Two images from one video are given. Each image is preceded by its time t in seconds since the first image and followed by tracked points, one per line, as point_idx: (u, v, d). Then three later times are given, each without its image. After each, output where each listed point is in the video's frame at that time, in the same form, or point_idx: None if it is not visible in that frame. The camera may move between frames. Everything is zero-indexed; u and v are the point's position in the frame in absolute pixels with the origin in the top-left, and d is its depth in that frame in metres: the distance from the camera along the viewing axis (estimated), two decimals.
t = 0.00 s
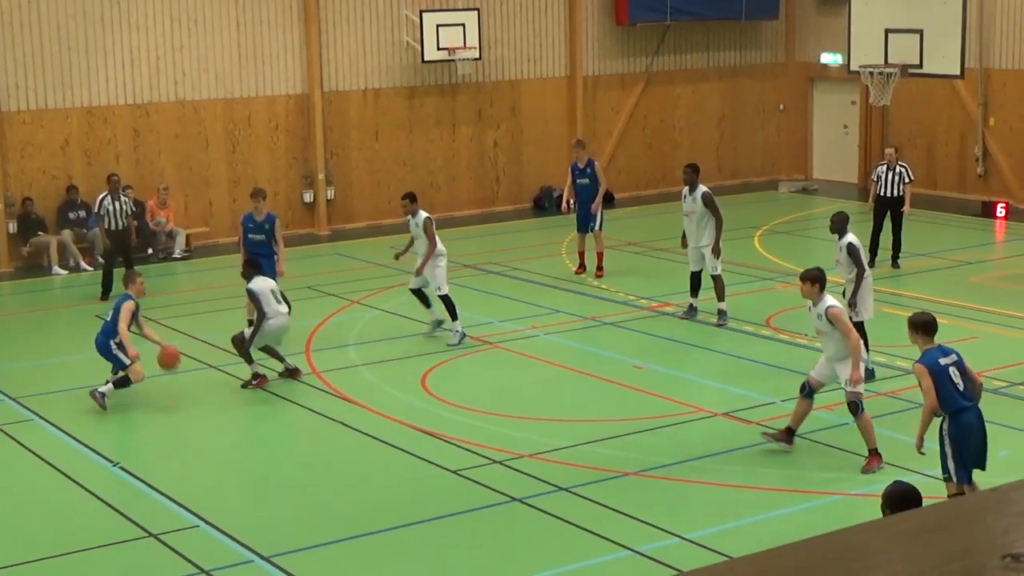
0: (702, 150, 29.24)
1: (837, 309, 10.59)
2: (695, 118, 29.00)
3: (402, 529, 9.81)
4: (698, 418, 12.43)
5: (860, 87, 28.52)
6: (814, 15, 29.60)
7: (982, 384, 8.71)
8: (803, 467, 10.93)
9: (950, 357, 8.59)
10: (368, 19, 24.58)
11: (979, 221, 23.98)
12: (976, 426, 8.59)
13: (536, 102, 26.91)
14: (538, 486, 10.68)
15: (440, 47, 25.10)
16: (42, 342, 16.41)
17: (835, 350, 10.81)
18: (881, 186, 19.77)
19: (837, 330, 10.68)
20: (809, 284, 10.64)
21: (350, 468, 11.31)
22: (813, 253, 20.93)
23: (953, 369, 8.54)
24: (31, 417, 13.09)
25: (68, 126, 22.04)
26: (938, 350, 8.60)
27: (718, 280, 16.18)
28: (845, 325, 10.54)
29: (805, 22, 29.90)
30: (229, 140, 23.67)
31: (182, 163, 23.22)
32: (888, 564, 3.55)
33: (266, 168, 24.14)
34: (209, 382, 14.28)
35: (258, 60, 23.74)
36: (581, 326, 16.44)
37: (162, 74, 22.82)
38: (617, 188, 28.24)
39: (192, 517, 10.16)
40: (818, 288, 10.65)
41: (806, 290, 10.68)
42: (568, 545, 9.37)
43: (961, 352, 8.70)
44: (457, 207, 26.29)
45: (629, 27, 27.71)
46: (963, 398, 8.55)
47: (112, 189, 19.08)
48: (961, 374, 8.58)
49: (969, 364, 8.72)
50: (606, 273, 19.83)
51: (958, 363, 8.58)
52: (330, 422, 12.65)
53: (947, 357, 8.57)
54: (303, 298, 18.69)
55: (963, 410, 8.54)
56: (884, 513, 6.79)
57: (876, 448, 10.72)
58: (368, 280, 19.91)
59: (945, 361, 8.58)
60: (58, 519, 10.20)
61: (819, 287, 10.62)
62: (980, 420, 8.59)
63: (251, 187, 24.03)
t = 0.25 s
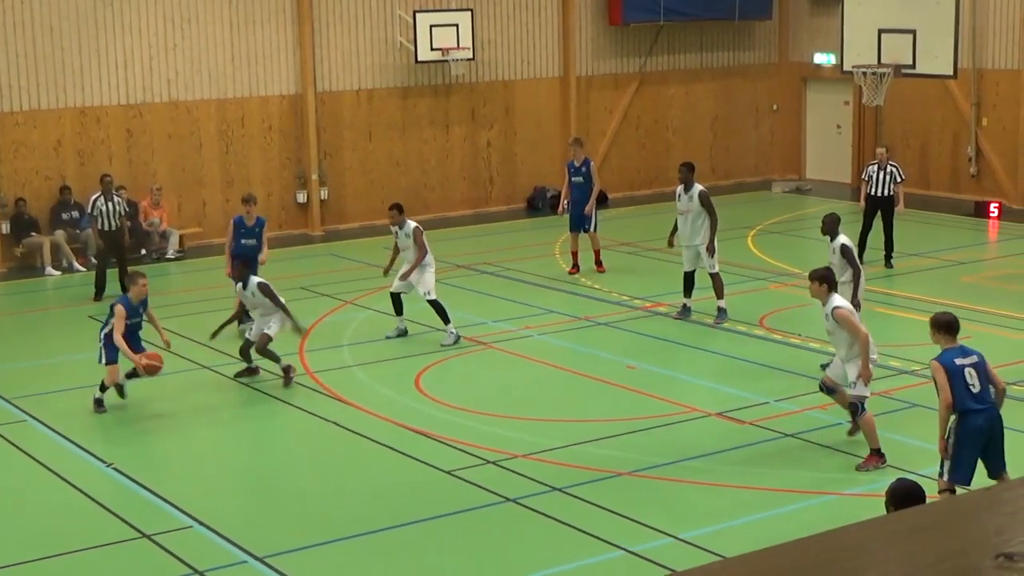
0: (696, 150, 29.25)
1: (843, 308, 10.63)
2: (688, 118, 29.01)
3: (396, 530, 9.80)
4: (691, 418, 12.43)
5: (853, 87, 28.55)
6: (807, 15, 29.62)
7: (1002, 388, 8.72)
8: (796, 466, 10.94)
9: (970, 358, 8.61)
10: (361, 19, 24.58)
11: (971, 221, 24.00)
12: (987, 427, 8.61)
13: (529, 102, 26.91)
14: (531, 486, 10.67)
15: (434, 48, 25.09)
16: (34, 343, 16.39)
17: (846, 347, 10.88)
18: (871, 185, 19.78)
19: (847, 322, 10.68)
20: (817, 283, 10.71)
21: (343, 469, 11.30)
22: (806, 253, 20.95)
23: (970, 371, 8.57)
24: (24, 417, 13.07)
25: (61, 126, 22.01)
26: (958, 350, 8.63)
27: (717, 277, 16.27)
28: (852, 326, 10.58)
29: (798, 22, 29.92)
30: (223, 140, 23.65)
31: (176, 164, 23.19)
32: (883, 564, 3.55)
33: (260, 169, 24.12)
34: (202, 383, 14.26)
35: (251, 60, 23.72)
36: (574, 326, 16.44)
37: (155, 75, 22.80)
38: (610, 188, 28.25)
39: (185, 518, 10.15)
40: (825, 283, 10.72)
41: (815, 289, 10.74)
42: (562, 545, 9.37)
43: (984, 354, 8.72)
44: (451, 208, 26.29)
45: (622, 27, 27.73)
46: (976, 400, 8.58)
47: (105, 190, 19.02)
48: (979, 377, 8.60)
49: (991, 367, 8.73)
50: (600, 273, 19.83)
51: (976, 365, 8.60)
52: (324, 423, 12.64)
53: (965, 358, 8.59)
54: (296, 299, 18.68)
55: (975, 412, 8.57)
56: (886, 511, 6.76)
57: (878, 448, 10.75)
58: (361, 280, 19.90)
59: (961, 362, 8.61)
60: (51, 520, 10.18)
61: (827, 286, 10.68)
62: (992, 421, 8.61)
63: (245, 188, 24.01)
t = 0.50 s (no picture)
0: (690, 151, 29.26)
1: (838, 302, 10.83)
2: (682, 119, 29.02)
3: (390, 530, 9.80)
4: (685, 418, 12.44)
5: (847, 88, 28.59)
6: (800, 16, 29.65)
7: None
8: (790, 466, 10.95)
9: (1005, 360, 8.69)
10: (355, 19, 24.58)
11: (964, 220, 24.03)
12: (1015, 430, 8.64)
13: (523, 103, 26.92)
14: (525, 487, 10.68)
15: (427, 48, 25.08)
16: (28, 344, 16.37)
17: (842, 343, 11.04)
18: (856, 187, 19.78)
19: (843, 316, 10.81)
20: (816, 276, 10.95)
21: (338, 469, 11.29)
22: (799, 254, 20.98)
23: (1005, 371, 8.64)
24: (18, 419, 13.06)
25: (54, 127, 21.98)
26: (994, 351, 8.72)
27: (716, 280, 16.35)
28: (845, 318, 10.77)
29: (791, 22, 29.95)
30: (216, 141, 23.63)
31: (169, 165, 23.17)
32: (878, 564, 3.55)
33: (253, 169, 24.10)
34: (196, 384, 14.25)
35: (244, 61, 23.71)
36: (568, 326, 16.45)
37: (148, 75, 22.78)
38: (603, 188, 28.25)
39: (180, 519, 10.14)
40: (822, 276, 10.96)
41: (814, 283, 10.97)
42: (557, 545, 9.37)
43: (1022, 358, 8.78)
44: (445, 208, 26.28)
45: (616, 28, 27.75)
46: (1008, 400, 8.64)
47: (96, 191, 18.86)
48: (1014, 378, 8.66)
49: None
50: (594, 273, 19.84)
51: (1012, 367, 8.67)
52: (318, 423, 12.64)
53: (1000, 359, 8.67)
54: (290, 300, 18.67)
55: (1006, 412, 8.63)
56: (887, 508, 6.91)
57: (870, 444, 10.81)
58: (355, 281, 19.89)
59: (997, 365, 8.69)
60: (45, 522, 10.17)
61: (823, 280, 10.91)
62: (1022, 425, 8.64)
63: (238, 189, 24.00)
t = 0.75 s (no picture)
0: (685, 151, 29.28)
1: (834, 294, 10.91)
2: (677, 119, 29.03)
3: (386, 531, 9.80)
4: (681, 418, 12.45)
5: (842, 88, 28.61)
6: (796, 16, 29.67)
7: None
8: (785, 467, 10.96)
9: None
10: (351, 20, 24.58)
11: (959, 221, 24.06)
12: None
13: (519, 103, 26.92)
14: (521, 487, 10.68)
15: (423, 49, 25.07)
16: (23, 345, 16.36)
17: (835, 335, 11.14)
18: (847, 187, 19.81)
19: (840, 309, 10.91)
20: (811, 269, 10.99)
21: (334, 470, 11.29)
22: (794, 254, 21.00)
23: None
24: (13, 420, 13.04)
25: (49, 128, 21.97)
26: (1015, 340, 8.70)
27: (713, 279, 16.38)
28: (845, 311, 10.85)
29: (786, 23, 29.96)
30: (212, 142, 23.62)
31: (165, 166, 23.16)
32: (872, 565, 3.55)
33: (248, 170, 24.09)
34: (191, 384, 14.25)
35: (239, 62, 23.70)
36: (563, 326, 16.46)
37: (144, 76, 22.76)
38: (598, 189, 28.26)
39: (176, 520, 10.13)
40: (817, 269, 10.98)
41: (809, 276, 11.02)
42: (552, 545, 9.38)
43: None
44: (440, 209, 26.28)
45: (611, 29, 27.76)
46: None
47: (86, 195, 18.88)
48: None
49: None
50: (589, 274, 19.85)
51: None
52: (314, 424, 12.64)
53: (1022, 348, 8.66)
54: (286, 300, 18.67)
55: None
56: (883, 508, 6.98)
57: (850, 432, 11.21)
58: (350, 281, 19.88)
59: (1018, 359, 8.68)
60: (42, 522, 10.16)
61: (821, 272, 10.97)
62: None
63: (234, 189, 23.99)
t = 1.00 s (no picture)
0: (682, 152, 29.28)
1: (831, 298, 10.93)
2: (675, 119, 29.03)
3: (384, 531, 9.80)
4: (679, 419, 12.45)
5: (839, 88, 28.63)
6: (793, 17, 29.68)
7: None
8: (783, 467, 10.96)
9: None
10: (348, 20, 24.59)
11: (956, 221, 24.06)
12: None
13: (516, 104, 26.92)
14: (519, 487, 10.69)
15: (420, 50, 25.10)
16: (21, 345, 16.35)
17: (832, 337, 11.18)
18: (844, 186, 19.83)
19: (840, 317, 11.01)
20: (806, 273, 11.01)
21: (332, 470, 11.29)
22: (792, 254, 21.01)
23: None
24: (10, 420, 13.04)
25: (47, 128, 21.95)
26: None
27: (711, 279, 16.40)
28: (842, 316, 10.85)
29: (784, 23, 29.98)
30: (209, 142, 23.61)
31: (162, 167, 23.15)
32: (869, 566, 3.55)
33: (246, 170, 24.08)
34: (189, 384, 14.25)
35: (237, 62, 23.69)
36: (561, 326, 16.46)
37: (141, 76, 22.76)
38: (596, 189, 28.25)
39: (174, 520, 10.13)
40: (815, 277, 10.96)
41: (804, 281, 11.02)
42: (550, 546, 9.38)
43: None
44: (437, 208, 26.28)
45: (609, 29, 27.76)
46: None
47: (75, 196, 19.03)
48: None
49: None
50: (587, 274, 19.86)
51: None
52: (311, 424, 12.64)
53: None
54: (283, 300, 18.67)
55: None
56: (871, 509, 6.89)
57: (847, 437, 11.08)
58: (348, 282, 19.88)
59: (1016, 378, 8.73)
60: (39, 522, 10.15)
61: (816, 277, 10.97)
62: None
63: (231, 189, 23.98)
